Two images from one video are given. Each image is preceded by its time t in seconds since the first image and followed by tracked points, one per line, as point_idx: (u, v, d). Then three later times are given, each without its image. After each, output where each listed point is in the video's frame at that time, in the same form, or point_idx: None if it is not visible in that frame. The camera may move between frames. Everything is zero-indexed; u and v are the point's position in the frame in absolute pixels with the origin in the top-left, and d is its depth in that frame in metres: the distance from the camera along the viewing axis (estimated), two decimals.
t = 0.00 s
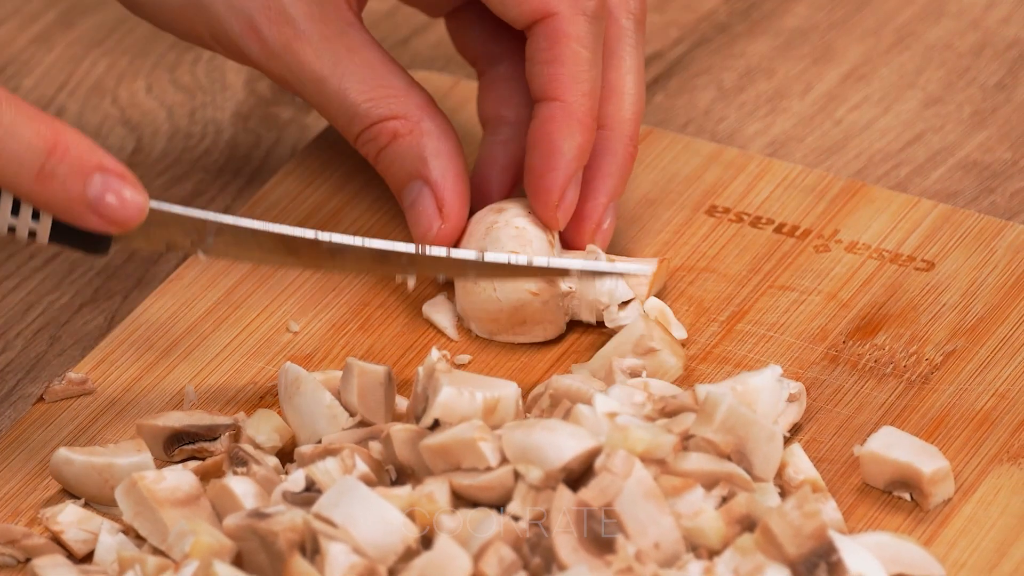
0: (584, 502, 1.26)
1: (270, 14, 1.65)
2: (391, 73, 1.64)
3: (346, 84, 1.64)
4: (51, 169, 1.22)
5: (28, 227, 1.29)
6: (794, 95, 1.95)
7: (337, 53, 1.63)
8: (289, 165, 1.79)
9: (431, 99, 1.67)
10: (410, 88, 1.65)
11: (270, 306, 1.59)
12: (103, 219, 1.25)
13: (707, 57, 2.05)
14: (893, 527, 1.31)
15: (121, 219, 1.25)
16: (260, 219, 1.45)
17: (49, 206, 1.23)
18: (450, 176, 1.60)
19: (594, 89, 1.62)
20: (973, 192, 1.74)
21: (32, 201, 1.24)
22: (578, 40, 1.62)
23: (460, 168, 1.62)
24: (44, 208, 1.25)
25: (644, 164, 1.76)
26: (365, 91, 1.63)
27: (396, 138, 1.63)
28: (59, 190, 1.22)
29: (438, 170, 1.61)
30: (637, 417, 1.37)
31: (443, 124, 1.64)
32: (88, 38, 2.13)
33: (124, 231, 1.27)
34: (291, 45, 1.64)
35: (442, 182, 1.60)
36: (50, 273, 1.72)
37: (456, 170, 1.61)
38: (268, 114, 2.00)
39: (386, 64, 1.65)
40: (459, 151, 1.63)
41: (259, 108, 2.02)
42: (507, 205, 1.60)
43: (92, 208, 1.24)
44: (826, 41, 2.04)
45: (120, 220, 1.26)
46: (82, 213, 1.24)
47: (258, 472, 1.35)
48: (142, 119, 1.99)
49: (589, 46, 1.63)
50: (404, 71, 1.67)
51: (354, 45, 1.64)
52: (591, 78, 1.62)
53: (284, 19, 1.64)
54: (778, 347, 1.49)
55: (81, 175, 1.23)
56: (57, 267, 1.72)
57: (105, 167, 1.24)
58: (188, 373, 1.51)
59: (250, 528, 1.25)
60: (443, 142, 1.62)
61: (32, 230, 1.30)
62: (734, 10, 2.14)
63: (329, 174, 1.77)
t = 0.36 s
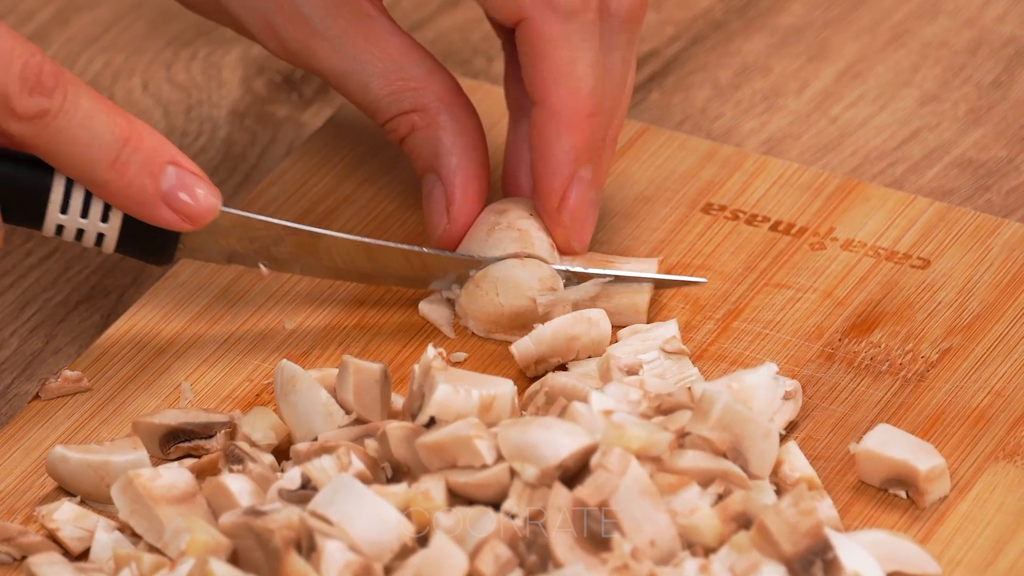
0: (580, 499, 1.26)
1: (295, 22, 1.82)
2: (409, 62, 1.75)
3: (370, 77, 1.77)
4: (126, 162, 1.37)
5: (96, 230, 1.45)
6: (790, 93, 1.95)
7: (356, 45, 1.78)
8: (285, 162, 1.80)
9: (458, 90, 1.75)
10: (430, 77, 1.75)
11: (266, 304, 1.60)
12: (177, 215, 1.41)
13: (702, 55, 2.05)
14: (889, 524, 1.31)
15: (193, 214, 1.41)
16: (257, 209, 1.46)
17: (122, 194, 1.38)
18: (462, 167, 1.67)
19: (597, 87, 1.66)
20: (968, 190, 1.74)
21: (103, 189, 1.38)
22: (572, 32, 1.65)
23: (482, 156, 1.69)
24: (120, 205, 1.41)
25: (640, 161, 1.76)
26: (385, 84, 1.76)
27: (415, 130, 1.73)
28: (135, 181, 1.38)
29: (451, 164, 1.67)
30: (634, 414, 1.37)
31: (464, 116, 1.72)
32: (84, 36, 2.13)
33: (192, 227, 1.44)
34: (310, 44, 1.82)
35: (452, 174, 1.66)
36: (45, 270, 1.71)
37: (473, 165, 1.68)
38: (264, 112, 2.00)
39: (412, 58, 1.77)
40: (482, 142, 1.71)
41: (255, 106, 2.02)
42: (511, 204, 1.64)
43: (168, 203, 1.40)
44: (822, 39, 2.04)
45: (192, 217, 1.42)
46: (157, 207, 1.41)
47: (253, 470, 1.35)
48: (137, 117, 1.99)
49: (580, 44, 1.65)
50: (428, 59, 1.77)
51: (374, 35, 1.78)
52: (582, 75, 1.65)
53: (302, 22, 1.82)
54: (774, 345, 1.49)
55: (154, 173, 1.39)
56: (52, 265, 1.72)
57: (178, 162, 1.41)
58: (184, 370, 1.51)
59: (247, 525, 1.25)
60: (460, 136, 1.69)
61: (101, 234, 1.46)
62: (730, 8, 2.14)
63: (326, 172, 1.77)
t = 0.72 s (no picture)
0: (576, 497, 1.26)
1: (323, 17, 1.81)
2: (430, 64, 1.73)
3: (389, 73, 1.76)
4: None
5: None
6: (786, 91, 1.95)
7: (377, 42, 1.77)
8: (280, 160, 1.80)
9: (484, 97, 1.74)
10: (453, 78, 1.73)
11: (263, 301, 1.60)
12: (20, 174, 1.35)
13: (698, 52, 2.05)
14: (886, 522, 1.31)
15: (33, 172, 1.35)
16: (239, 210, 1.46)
17: None
18: (467, 176, 1.66)
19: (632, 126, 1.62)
20: (964, 187, 1.74)
21: None
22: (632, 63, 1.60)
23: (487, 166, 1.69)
24: None
25: (635, 159, 1.76)
26: (405, 81, 1.74)
27: (428, 129, 1.72)
28: None
29: (455, 168, 1.67)
30: (631, 412, 1.37)
31: (481, 125, 1.71)
32: (80, 34, 2.13)
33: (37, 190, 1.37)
34: (331, 36, 1.81)
35: (453, 180, 1.66)
36: (41, 268, 1.71)
37: (479, 173, 1.68)
38: (260, 109, 2.00)
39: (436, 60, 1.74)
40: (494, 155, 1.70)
41: (251, 103, 2.02)
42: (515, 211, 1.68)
43: (10, 163, 1.34)
44: (818, 36, 2.04)
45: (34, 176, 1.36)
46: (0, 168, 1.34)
47: (249, 468, 1.35)
48: (133, 115, 1.99)
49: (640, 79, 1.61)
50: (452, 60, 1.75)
51: (396, 35, 1.77)
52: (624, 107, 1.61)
53: (327, 14, 1.80)
54: (769, 342, 1.49)
55: None
56: (48, 263, 1.72)
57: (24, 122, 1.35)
58: (180, 368, 1.51)
59: (243, 523, 1.25)
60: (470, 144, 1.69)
61: None
62: (725, 5, 2.14)
63: (321, 168, 1.77)
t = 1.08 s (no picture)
0: (572, 495, 1.26)
1: None
2: (456, 55, 1.74)
3: (411, 56, 1.76)
4: None
5: None
6: (782, 88, 1.95)
7: (408, 23, 1.77)
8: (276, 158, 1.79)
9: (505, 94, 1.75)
10: (472, 75, 1.74)
11: (259, 298, 1.60)
12: (15, 131, 1.32)
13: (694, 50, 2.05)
14: (882, 519, 1.31)
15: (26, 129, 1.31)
16: (243, 164, 1.48)
17: None
18: (470, 172, 1.66)
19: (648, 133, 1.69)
20: (960, 185, 1.74)
21: None
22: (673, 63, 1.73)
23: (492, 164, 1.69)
24: None
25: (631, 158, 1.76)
26: (427, 67, 1.75)
27: (439, 120, 1.73)
28: None
29: (459, 160, 1.67)
30: (627, 408, 1.37)
31: (490, 124, 1.71)
32: (75, 31, 2.13)
33: (32, 145, 1.34)
34: (364, 8, 1.80)
35: (456, 176, 1.66)
36: (37, 265, 1.71)
37: (482, 172, 1.68)
38: (255, 106, 2.00)
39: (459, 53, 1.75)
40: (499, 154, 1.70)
41: (247, 100, 2.02)
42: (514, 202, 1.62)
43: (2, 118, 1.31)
44: (814, 34, 2.04)
45: (31, 133, 1.33)
46: None
47: (245, 465, 1.35)
48: (129, 112, 1.99)
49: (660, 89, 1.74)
50: (476, 56, 1.76)
51: (432, 18, 1.77)
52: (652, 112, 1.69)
53: None
54: (764, 341, 1.49)
55: None
56: (43, 261, 1.72)
57: (19, 79, 1.32)
58: (176, 365, 1.51)
59: (238, 521, 1.25)
60: (478, 139, 1.68)
61: None
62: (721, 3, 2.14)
63: (317, 166, 1.77)
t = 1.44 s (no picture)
0: (567, 493, 1.26)
1: None
2: (451, 54, 1.74)
3: (411, 58, 1.77)
4: (143, 109, 1.38)
5: (109, 176, 1.46)
6: (778, 86, 1.95)
7: (406, 26, 1.78)
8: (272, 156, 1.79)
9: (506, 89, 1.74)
10: (469, 73, 1.74)
11: (254, 297, 1.60)
12: (191, 165, 1.44)
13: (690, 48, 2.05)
14: (877, 517, 1.30)
15: (207, 165, 1.44)
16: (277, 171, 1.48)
17: (139, 142, 1.39)
18: (469, 168, 1.65)
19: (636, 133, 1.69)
20: (956, 183, 1.74)
21: (117, 134, 1.39)
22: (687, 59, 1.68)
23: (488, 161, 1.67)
24: (132, 152, 1.42)
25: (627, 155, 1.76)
26: (424, 68, 1.75)
27: (438, 120, 1.72)
28: (152, 131, 1.39)
29: (456, 158, 1.66)
30: (622, 406, 1.37)
31: (488, 123, 1.70)
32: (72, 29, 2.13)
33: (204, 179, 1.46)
34: (360, 14, 1.81)
35: (454, 173, 1.64)
36: (32, 263, 1.71)
37: (479, 168, 1.65)
38: (251, 104, 2.00)
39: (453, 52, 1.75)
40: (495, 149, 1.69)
41: (242, 98, 2.02)
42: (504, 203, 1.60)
43: (183, 154, 1.42)
44: (810, 32, 2.04)
45: (206, 168, 1.45)
46: (173, 157, 1.42)
47: (240, 463, 1.35)
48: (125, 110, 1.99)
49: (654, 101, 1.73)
50: (471, 54, 1.76)
51: (427, 20, 1.78)
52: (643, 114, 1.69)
53: None
54: (759, 341, 1.49)
55: (170, 122, 1.41)
56: (39, 259, 1.72)
57: (194, 114, 1.43)
58: (172, 363, 1.51)
59: (234, 519, 1.25)
60: (477, 137, 1.68)
61: (112, 179, 1.46)
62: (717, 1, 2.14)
63: (313, 164, 1.76)
